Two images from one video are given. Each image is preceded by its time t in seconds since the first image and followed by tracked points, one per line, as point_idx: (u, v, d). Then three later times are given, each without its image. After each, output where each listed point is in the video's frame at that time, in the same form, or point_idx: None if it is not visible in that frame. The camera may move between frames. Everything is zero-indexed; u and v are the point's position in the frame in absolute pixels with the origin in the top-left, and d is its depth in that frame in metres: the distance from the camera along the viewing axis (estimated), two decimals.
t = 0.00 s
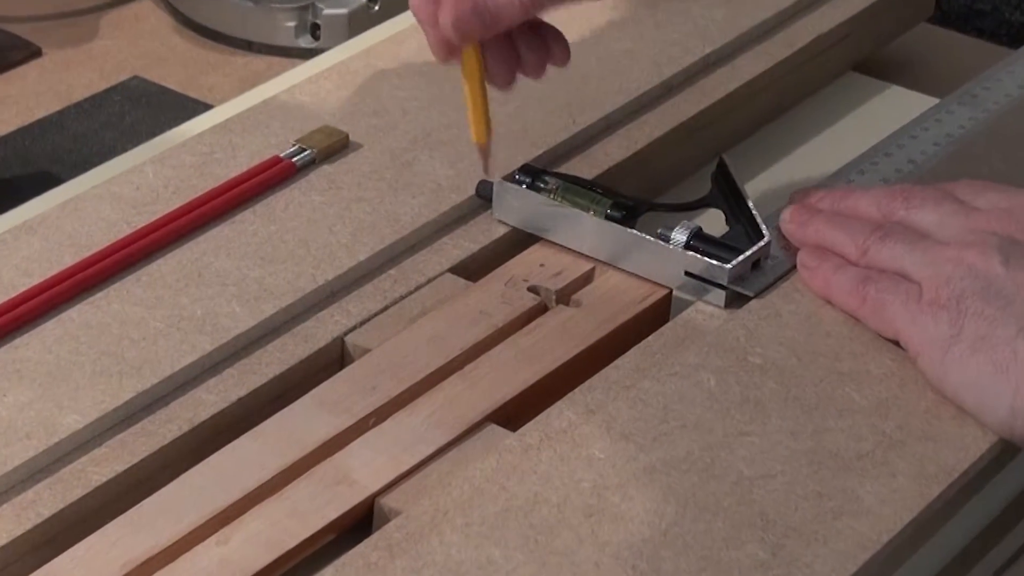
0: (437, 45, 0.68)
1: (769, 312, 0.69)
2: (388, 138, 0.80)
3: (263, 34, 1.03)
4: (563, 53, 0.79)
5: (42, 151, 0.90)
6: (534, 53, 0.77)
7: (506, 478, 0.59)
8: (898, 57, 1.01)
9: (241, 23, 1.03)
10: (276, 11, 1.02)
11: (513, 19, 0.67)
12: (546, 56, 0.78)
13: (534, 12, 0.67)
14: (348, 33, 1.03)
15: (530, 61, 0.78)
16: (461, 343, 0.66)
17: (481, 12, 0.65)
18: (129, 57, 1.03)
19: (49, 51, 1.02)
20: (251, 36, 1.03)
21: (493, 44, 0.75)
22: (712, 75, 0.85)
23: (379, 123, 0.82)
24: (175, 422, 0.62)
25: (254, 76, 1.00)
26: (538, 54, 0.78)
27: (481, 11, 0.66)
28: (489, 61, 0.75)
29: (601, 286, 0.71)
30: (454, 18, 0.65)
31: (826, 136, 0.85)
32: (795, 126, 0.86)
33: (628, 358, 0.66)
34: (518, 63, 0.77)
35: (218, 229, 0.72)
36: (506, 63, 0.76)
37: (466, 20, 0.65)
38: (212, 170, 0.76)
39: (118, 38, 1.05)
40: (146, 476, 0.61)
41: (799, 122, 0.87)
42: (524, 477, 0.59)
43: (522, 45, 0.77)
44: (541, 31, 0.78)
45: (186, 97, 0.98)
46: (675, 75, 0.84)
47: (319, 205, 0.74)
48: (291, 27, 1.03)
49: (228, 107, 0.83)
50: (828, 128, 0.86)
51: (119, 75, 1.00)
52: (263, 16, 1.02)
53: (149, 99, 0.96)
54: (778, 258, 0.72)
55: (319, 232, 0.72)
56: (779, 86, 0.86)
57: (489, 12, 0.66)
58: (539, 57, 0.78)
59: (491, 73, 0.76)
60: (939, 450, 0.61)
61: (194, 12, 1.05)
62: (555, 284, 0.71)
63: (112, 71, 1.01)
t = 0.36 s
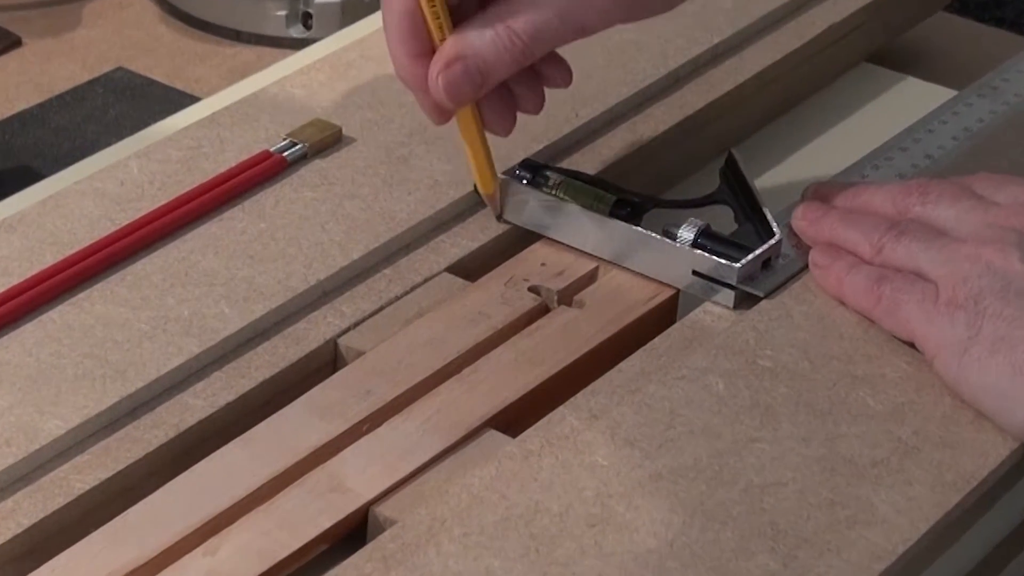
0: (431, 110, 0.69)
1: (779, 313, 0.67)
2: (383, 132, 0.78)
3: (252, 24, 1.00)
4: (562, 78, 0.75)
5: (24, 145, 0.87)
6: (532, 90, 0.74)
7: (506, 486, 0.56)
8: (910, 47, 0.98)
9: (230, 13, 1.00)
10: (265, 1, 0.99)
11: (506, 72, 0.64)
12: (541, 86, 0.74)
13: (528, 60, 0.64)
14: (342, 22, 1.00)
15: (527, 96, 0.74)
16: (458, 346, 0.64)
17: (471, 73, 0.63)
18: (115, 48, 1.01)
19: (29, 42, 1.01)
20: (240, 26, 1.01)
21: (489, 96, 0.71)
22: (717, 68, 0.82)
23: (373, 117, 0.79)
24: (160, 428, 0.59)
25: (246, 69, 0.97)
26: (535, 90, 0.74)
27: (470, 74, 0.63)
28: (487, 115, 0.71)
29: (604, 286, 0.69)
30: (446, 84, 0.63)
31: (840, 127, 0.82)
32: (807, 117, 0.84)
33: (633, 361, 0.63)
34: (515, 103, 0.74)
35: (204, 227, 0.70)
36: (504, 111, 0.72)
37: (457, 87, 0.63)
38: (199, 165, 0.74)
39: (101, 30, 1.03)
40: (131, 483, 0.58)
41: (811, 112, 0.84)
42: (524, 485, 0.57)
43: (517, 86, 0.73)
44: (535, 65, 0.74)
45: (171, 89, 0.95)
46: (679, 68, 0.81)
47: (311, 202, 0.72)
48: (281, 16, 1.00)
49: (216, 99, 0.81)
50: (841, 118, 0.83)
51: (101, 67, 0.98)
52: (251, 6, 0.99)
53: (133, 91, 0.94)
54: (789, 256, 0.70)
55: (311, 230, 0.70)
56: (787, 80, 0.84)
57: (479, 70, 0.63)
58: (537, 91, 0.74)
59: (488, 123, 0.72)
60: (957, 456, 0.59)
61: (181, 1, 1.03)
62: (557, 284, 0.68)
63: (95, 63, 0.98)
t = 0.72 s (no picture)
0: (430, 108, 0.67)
1: (790, 314, 0.64)
2: (378, 126, 0.75)
3: (243, 14, 0.99)
4: (560, 69, 0.73)
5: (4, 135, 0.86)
6: (530, 81, 0.71)
7: (505, 494, 0.54)
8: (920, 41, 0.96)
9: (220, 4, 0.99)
10: None
11: (505, 68, 0.62)
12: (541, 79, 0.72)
13: (526, 54, 0.62)
14: (331, 10, 1.00)
15: (525, 90, 0.72)
16: (455, 348, 0.61)
17: (470, 69, 0.61)
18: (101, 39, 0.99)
19: (11, 32, 0.99)
20: (231, 17, 1.00)
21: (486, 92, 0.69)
22: (721, 61, 0.80)
23: (368, 110, 0.77)
24: (146, 434, 0.57)
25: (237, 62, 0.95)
26: (534, 81, 0.71)
27: (469, 70, 0.61)
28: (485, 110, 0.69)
29: (608, 286, 0.66)
30: (444, 80, 0.60)
31: (852, 120, 0.80)
32: (817, 108, 0.81)
33: (637, 364, 0.61)
34: (514, 96, 0.71)
35: (191, 225, 0.67)
36: (502, 105, 0.70)
37: (455, 84, 0.61)
38: (187, 160, 0.71)
39: (88, 19, 1.01)
40: (117, 491, 0.56)
41: (821, 103, 0.82)
42: (524, 493, 0.54)
43: (515, 78, 0.71)
44: (534, 57, 0.72)
45: (158, 83, 0.93)
46: (682, 61, 0.79)
47: (303, 199, 0.69)
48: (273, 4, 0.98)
49: (203, 91, 0.79)
50: (852, 110, 0.81)
51: (86, 57, 0.96)
52: None
53: (119, 83, 0.92)
54: (800, 254, 0.67)
55: (304, 227, 0.67)
56: (795, 73, 0.81)
57: (478, 66, 0.61)
58: (536, 83, 0.71)
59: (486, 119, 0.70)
60: (975, 463, 0.56)
61: None
62: (559, 284, 0.66)
63: (80, 53, 0.97)
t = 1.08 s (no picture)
0: (427, 100, 0.65)
1: (800, 315, 0.62)
2: (373, 121, 0.73)
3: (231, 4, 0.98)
4: (561, 62, 0.70)
5: None
6: (531, 72, 0.69)
7: (505, 502, 0.52)
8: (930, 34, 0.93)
9: None
10: None
11: (506, 54, 0.60)
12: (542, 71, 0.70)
13: (527, 40, 0.60)
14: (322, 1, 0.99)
15: (526, 82, 0.69)
16: (453, 350, 0.59)
17: (467, 58, 0.59)
18: (87, 32, 0.97)
19: None
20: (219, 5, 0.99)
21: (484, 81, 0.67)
22: (727, 54, 0.78)
23: (362, 104, 0.74)
24: (132, 439, 0.54)
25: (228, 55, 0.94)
26: (534, 72, 0.69)
27: (467, 59, 0.59)
28: (483, 99, 0.67)
29: (611, 286, 0.64)
30: (441, 70, 0.58)
31: (865, 113, 0.77)
32: (829, 101, 0.79)
33: (642, 367, 0.59)
34: (514, 88, 0.69)
35: (178, 223, 0.65)
36: (501, 95, 0.67)
37: (453, 73, 0.59)
38: (174, 156, 0.69)
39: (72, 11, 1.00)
40: (102, 499, 0.53)
41: (834, 97, 0.79)
42: (524, 501, 0.52)
43: (514, 69, 0.68)
44: (534, 48, 0.69)
45: (143, 74, 0.92)
46: (686, 54, 0.77)
47: (296, 195, 0.67)
48: None
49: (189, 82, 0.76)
50: (866, 103, 0.78)
51: (69, 50, 0.95)
52: None
53: (103, 76, 0.91)
54: (810, 253, 0.65)
55: (296, 225, 0.65)
56: (804, 66, 0.79)
57: (476, 55, 0.59)
58: (536, 75, 0.69)
59: (484, 110, 0.67)
60: (994, 470, 0.54)
61: None
62: (561, 283, 0.64)
63: (63, 46, 0.95)
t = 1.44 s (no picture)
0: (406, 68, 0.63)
1: (810, 316, 0.60)
2: (369, 115, 0.71)
3: None
4: (545, 44, 0.70)
5: None
6: (515, 49, 0.68)
7: (505, 511, 0.50)
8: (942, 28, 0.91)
9: None
10: None
11: (492, 26, 0.57)
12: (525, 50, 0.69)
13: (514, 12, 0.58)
14: None
15: (508, 59, 0.68)
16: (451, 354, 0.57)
17: (451, 29, 0.57)
18: (69, 19, 0.95)
19: None
20: None
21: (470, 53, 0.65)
22: (732, 48, 0.75)
23: (358, 97, 0.72)
24: (117, 445, 0.52)
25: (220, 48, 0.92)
26: (517, 50, 0.68)
27: (450, 29, 0.57)
28: (468, 72, 0.65)
29: (615, 286, 0.62)
30: (423, 39, 0.56)
31: (876, 109, 0.75)
32: (840, 94, 0.77)
33: (647, 370, 0.57)
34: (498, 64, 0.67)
35: (165, 220, 0.63)
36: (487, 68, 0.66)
37: (435, 43, 0.57)
38: (162, 151, 0.67)
39: None
40: (86, 507, 0.51)
41: (845, 90, 0.77)
42: (525, 509, 0.50)
43: (498, 44, 0.67)
44: (518, 26, 0.68)
45: (131, 66, 0.90)
46: (691, 47, 0.74)
47: (289, 192, 0.65)
48: None
49: (179, 74, 0.74)
50: (878, 97, 0.76)
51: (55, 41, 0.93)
52: None
53: (90, 68, 0.89)
54: (821, 251, 0.63)
55: (288, 223, 0.63)
56: (812, 60, 0.77)
57: (460, 26, 0.57)
58: (519, 53, 0.68)
59: (468, 84, 0.65)
60: (1012, 477, 0.52)
61: None
62: (563, 283, 0.62)
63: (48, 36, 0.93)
